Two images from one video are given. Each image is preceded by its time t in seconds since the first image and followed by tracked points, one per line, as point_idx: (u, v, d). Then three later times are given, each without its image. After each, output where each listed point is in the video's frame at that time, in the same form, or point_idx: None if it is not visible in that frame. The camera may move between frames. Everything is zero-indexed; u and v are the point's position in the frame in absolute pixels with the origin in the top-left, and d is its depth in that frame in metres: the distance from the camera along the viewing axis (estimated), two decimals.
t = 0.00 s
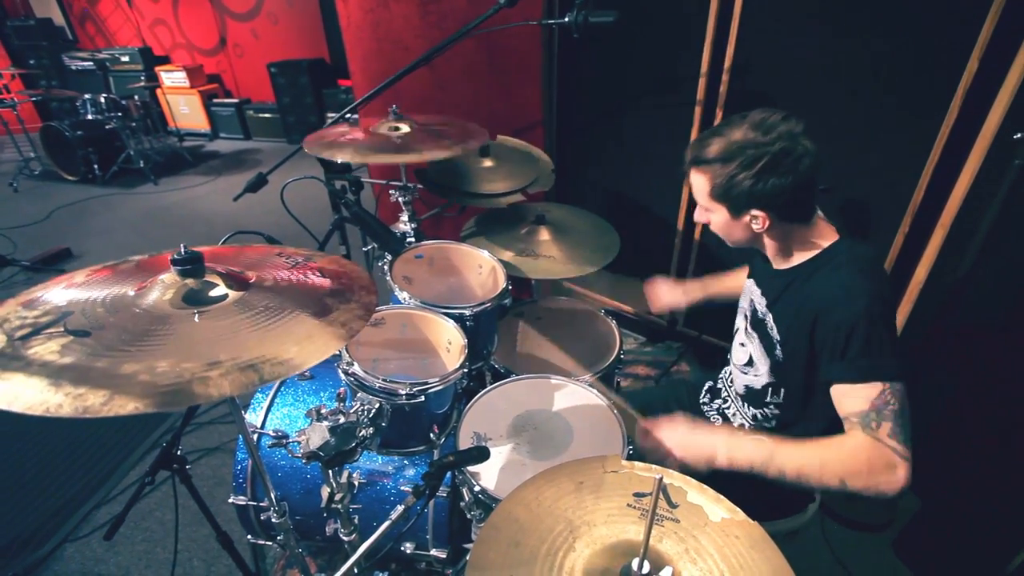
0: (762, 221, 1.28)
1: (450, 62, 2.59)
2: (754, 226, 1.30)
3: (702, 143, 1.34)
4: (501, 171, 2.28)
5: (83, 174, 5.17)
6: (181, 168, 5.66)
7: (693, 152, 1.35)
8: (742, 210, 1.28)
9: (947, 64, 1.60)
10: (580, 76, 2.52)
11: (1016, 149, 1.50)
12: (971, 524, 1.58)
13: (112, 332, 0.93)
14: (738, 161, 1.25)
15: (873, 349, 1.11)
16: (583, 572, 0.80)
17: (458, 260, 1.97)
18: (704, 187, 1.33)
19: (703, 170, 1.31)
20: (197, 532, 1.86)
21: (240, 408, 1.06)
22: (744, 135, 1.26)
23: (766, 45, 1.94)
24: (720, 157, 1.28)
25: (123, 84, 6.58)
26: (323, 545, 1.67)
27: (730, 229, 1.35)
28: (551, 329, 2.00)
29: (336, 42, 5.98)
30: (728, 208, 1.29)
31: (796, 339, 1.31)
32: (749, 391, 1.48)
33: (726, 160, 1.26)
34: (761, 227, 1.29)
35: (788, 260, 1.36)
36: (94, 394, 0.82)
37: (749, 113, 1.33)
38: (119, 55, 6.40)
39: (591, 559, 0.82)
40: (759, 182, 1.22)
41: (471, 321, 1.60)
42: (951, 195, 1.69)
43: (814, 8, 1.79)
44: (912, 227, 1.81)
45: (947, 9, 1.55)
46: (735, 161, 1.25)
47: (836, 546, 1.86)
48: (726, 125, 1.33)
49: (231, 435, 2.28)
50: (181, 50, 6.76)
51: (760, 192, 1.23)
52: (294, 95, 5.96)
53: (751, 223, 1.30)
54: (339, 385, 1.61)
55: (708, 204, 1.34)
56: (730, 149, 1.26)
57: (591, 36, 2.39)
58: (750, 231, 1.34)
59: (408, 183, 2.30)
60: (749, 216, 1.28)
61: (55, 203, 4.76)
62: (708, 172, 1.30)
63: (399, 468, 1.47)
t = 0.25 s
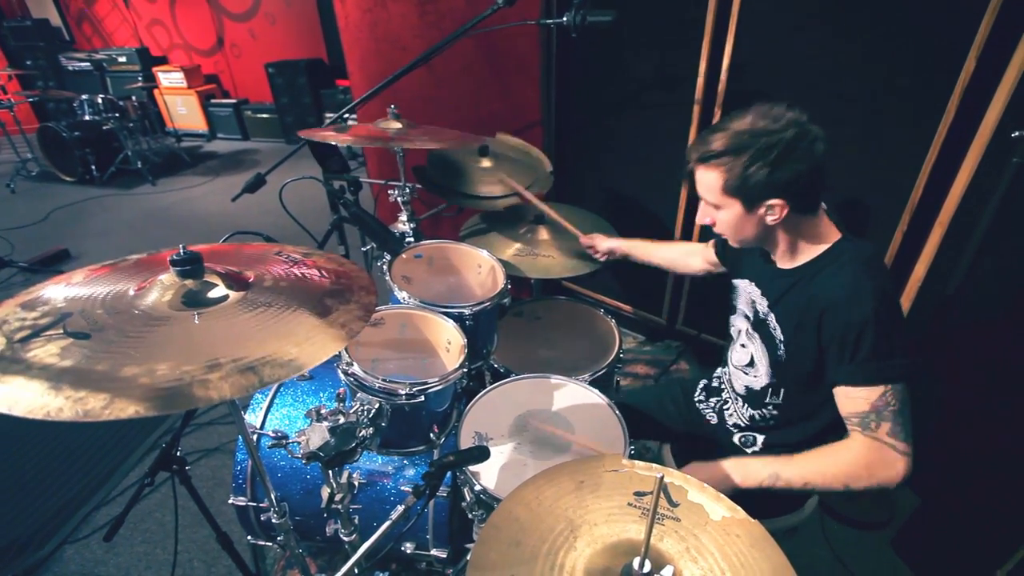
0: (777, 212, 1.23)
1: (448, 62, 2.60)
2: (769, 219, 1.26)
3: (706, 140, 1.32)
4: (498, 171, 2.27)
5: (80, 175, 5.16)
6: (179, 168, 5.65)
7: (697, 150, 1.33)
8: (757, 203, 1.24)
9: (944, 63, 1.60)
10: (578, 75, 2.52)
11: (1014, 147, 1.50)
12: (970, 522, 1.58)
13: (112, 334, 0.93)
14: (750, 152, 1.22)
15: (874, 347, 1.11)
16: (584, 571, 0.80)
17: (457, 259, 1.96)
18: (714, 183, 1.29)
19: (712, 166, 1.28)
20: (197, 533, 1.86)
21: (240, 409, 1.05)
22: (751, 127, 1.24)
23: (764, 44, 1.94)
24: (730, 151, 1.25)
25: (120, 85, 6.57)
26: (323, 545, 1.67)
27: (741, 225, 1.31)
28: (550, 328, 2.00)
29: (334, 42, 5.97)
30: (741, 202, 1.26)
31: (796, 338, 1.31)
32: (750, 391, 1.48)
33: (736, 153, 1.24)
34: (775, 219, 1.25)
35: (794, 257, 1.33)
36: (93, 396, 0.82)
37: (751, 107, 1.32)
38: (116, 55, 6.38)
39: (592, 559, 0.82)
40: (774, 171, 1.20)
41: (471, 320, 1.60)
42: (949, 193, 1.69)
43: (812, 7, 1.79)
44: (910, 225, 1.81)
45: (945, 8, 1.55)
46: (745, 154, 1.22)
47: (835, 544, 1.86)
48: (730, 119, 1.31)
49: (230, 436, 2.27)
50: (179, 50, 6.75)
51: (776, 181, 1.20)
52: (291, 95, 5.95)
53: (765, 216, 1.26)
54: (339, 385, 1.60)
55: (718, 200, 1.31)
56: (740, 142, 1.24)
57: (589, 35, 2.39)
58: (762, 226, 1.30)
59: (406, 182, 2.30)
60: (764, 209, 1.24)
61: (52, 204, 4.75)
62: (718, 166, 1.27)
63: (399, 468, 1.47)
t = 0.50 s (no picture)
0: (783, 202, 1.23)
1: (446, 61, 2.59)
2: (774, 210, 1.26)
3: (716, 126, 1.31)
4: (500, 168, 2.28)
5: (76, 175, 5.14)
6: (175, 168, 5.63)
7: (706, 136, 1.32)
8: (765, 191, 1.23)
9: (942, 63, 1.61)
10: (576, 75, 2.52)
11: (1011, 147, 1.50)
12: (968, 521, 1.59)
13: (108, 335, 0.92)
14: (761, 137, 1.21)
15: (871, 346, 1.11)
16: (583, 572, 0.80)
17: (455, 259, 1.96)
18: (723, 169, 1.28)
19: (723, 152, 1.27)
20: (194, 534, 1.85)
21: (237, 410, 1.05)
22: (764, 114, 1.24)
23: (762, 44, 1.94)
24: (741, 135, 1.24)
25: (116, 84, 6.54)
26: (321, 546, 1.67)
27: (745, 216, 1.30)
28: (548, 328, 2.00)
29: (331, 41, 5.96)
30: (749, 189, 1.25)
31: (794, 338, 1.31)
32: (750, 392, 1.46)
33: (748, 137, 1.23)
34: (780, 210, 1.25)
35: (794, 255, 1.33)
36: (89, 397, 0.81)
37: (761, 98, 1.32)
38: (112, 54, 6.35)
39: (591, 559, 0.82)
40: (783, 159, 1.20)
41: (469, 320, 1.59)
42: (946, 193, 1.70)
43: (810, 7, 1.80)
44: (908, 225, 1.82)
45: (942, 8, 1.56)
46: (757, 140, 1.22)
47: (833, 543, 1.86)
48: (741, 107, 1.31)
49: (227, 436, 2.27)
50: (175, 49, 6.72)
51: (785, 170, 1.20)
52: (289, 95, 5.93)
53: (771, 206, 1.26)
54: (336, 386, 1.60)
55: (725, 188, 1.30)
56: (751, 126, 1.23)
57: (587, 35, 2.39)
58: (765, 219, 1.30)
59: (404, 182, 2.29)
60: (771, 198, 1.24)
61: (48, 203, 4.72)
62: (729, 151, 1.26)
63: (397, 469, 1.46)
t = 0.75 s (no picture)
0: (790, 188, 1.24)
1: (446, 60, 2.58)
2: (779, 196, 1.26)
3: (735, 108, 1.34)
4: (497, 171, 2.27)
5: (75, 175, 5.13)
6: (174, 168, 5.62)
7: (723, 116, 1.35)
8: (772, 174, 1.25)
9: (942, 63, 1.61)
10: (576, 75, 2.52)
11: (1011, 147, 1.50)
12: (969, 521, 1.59)
13: (107, 336, 0.92)
14: (774, 118, 1.24)
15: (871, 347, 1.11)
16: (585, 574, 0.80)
17: (454, 259, 1.96)
18: (734, 148, 1.30)
19: (737, 131, 1.30)
20: (193, 535, 1.84)
21: (236, 411, 1.04)
22: (781, 97, 1.26)
23: (762, 44, 1.94)
24: (756, 115, 1.26)
25: (115, 84, 6.53)
26: (320, 548, 1.66)
27: (751, 200, 1.32)
28: (548, 329, 1.99)
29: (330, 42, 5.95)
30: (757, 171, 1.27)
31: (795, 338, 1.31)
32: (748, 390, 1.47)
33: (761, 117, 1.25)
34: (786, 196, 1.25)
35: (798, 249, 1.33)
36: (88, 399, 0.81)
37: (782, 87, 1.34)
38: (110, 54, 6.34)
39: (593, 561, 0.81)
40: (793, 142, 1.21)
41: (469, 320, 1.59)
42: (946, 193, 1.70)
43: (810, 7, 1.80)
44: (908, 225, 1.82)
45: (942, 8, 1.56)
46: (770, 121, 1.24)
47: (834, 543, 1.86)
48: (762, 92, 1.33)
49: (227, 437, 2.26)
50: (174, 49, 6.72)
51: (794, 154, 1.21)
52: (288, 95, 5.93)
53: (777, 192, 1.26)
54: (336, 387, 1.59)
55: (734, 169, 1.32)
56: (767, 107, 1.25)
57: (587, 35, 2.39)
58: (772, 207, 1.30)
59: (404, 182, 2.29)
60: (777, 182, 1.25)
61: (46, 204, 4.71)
62: (743, 131, 1.28)
63: (397, 470, 1.46)
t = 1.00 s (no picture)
0: (783, 178, 1.27)
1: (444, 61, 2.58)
2: (774, 186, 1.30)
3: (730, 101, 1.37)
4: (496, 169, 2.27)
5: (71, 175, 5.11)
6: (171, 168, 5.60)
7: (718, 108, 1.37)
8: (766, 165, 1.28)
9: (939, 62, 1.62)
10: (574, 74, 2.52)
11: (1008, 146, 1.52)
12: (967, 518, 1.59)
13: (105, 337, 0.91)
14: (769, 109, 1.27)
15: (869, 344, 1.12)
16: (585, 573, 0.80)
17: (453, 259, 1.96)
18: (731, 139, 1.33)
19: (733, 122, 1.32)
20: (191, 536, 1.84)
21: (234, 412, 1.04)
22: (775, 90, 1.30)
23: (760, 44, 1.95)
24: (751, 106, 1.29)
25: (111, 83, 6.51)
26: (319, 548, 1.66)
27: (746, 190, 1.34)
28: (546, 329, 1.99)
29: (327, 41, 5.94)
30: (753, 161, 1.30)
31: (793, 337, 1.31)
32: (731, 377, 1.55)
33: (756, 108, 1.28)
34: (779, 187, 1.29)
35: (787, 240, 1.38)
36: (86, 400, 0.81)
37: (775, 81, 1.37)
38: (107, 54, 6.32)
39: (593, 561, 0.81)
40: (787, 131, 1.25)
41: (468, 320, 1.59)
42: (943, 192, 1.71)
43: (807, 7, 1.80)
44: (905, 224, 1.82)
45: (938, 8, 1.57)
46: (764, 112, 1.27)
47: (832, 541, 1.86)
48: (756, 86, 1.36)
49: (224, 438, 2.25)
50: (170, 49, 6.70)
51: (788, 144, 1.25)
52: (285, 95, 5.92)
53: (771, 182, 1.30)
54: (334, 387, 1.59)
55: (730, 160, 1.34)
56: (762, 98, 1.28)
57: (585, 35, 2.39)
58: (765, 198, 1.34)
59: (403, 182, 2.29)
60: (771, 173, 1.28)
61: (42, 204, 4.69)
62: (738, 122, 1.31)
63: (395, 470, 1.45)
